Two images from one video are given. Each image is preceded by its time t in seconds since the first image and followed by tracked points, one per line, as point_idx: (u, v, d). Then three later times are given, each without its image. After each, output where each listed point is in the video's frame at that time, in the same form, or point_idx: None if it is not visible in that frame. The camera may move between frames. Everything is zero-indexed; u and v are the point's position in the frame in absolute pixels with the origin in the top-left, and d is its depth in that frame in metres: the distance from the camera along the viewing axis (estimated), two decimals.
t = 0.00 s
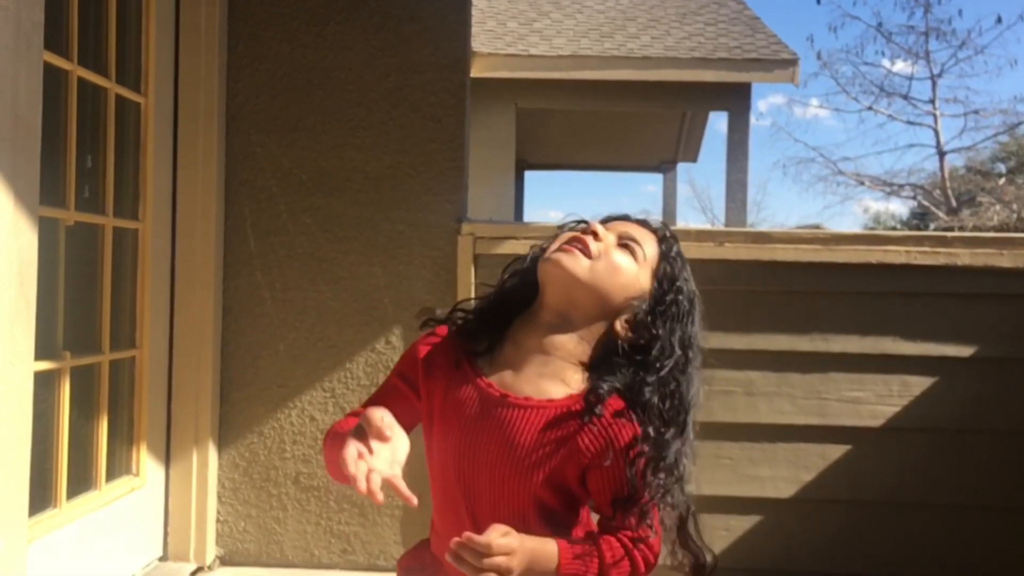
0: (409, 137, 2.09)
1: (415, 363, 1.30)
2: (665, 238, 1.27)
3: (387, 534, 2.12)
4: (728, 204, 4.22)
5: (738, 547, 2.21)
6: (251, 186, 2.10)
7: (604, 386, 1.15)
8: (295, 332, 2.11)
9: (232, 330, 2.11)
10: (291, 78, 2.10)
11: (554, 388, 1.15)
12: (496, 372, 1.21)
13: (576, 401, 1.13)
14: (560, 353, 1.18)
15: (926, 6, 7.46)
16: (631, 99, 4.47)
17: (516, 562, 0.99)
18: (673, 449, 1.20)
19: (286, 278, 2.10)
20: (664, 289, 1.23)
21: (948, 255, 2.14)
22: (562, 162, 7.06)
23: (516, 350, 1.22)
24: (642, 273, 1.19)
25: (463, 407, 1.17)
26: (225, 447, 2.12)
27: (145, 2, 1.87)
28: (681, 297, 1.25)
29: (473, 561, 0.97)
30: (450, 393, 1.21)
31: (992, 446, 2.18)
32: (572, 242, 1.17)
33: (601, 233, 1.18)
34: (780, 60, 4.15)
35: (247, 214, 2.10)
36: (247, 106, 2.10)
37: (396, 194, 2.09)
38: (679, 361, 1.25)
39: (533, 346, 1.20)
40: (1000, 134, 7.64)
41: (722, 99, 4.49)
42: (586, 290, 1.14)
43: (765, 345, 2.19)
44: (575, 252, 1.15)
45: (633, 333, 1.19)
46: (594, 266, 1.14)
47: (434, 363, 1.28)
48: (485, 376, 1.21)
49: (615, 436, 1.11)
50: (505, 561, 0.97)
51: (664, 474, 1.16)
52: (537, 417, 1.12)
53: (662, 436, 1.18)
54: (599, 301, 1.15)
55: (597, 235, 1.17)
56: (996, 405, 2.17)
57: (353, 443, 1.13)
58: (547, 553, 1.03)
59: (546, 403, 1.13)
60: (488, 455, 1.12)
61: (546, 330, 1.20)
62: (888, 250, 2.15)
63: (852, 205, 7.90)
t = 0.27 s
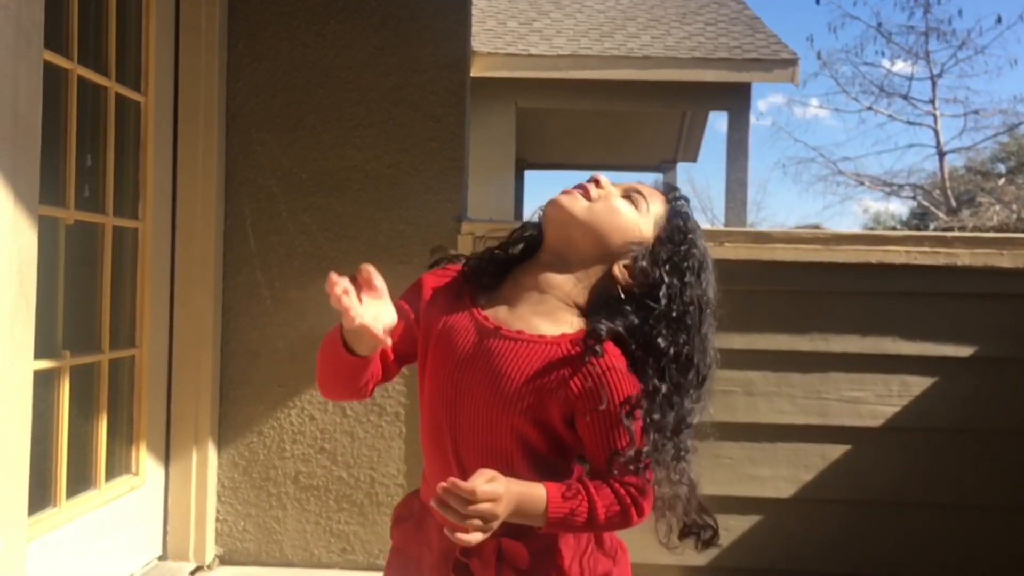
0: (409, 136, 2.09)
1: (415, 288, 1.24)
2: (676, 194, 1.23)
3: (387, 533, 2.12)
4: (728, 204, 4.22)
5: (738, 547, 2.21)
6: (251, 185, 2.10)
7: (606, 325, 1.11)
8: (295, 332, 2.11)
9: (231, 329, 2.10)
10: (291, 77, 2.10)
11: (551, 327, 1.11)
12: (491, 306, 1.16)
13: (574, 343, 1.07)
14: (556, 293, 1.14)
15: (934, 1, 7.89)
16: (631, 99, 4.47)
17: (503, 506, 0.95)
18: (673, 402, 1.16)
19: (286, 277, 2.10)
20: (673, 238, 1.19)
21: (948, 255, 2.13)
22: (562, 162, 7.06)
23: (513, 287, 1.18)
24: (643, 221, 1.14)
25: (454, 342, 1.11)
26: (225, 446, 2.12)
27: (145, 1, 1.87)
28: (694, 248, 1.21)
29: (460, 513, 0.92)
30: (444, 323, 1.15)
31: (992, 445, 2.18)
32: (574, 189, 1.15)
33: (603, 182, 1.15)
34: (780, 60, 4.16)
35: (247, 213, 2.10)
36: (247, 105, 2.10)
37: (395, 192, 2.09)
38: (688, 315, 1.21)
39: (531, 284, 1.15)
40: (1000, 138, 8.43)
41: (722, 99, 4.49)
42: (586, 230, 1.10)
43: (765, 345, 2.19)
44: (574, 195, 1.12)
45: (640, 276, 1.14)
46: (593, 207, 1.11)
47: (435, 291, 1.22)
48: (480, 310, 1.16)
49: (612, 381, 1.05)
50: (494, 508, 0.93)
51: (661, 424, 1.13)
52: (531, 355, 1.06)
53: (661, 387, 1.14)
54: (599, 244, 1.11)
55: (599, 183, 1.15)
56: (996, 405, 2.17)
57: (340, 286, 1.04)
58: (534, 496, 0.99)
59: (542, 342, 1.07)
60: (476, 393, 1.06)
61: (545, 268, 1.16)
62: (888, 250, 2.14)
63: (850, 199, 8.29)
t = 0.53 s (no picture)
0: (409, 136, 2.09)
1: (425, 230, 1.26)
2: (684, 156, 1.23)
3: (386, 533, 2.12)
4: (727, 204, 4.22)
5: (738, 548, 2.21)
6: (251, 184, 2.10)
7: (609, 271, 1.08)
8: (295, 331, 2.10)
9: (231, 329, 2.10)
10: (291, 77, 2.09)
11: (545, 271, 1.10)
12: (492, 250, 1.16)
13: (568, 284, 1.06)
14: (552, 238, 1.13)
15: (926, 7, 7.47)
16: (631, 99, 4.47)
17: (493, 448, 0.93)
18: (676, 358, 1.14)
19: (286, 276, 2.10)
20: (677, 193, 1.18)
21: (948, 256, 2.13)
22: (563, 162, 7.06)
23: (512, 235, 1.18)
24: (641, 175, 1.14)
25: (448, 280, 1.11)
26: (224, 446, 2.12)
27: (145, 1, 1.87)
28: (701, 206, 1.20)
29: (448, 457, 0.89)
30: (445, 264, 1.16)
31: (991, 445, 2.18)
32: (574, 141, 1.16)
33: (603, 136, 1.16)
34: (781, 61, 4.16)
35: (247, 213, 2.09)
36: (247, 105, 2.09)
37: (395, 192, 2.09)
38: (700, 273, 1.18)
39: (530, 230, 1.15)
40: (1000, 136, 8.03)
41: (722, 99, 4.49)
42: (583, 175, 1.10)
43: (765, 345, 2.19)
44: (572, 145, 1.13)
45: (644, 226, 1.12)
46: (589, 156, 1.11)
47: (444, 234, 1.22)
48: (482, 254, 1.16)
49: (603, 327, 1.04)
50: (483, 452, 0.91)
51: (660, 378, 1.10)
52: (523, 293, 1.06)
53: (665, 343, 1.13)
54: (597, 189, 1.11)
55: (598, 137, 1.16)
56: (995, 406, 2.17)
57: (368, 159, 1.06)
58: (522, 439, 0.97)
59: (536, 282, 1.07)
60: (464, 328, 1.06)
61: (545, 218, 1.16)
62: (887, 250, 2.14)
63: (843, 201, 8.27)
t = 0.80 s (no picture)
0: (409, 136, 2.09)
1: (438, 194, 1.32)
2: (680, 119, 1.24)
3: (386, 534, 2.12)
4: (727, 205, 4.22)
5: (738, 549, 2.21)
6: (251, 184, 2.10)
7: (610, 229, 1.10)
8: (295, 331, 2.11)
9: (231, 329, 2.10)
10: (291, 77, 2.09)
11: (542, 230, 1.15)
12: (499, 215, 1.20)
13: (559, 239, 1.09)
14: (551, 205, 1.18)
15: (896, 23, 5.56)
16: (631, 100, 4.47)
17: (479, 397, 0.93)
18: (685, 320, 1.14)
19: (287, 276, 2.10)
20: (678, 151, 1.19)
21: (947, 256, 2.13)
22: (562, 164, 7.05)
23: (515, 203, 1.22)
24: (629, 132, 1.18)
25: (448, 241, 1.15)
26: (224, 446, 2.12)
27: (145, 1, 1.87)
28: (707, 163, 1.20)
29: (429, 401, 0.90)
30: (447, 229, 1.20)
31: (991, 446, 2.19)
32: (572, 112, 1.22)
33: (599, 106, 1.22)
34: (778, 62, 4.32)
35: (247, 213, 2.09)
36: (247, 105, 2.10)
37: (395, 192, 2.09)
38: (707, 229, 1.19)
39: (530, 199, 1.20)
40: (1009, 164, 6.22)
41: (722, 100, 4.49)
42: (572, 139, 1.17)
43: (765, 345, 2.19)
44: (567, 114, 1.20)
45: (636, 185, 1.15)
46: (576, 123, 1.18)
47: (454, 201, 1.27)
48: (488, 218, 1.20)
49: (594, 280, 1.05)
50: (467, 400, 0.91)
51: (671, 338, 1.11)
52: (513, 247, 1.09)
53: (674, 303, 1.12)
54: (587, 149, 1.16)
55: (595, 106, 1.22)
56: (995, 406, 2.17)
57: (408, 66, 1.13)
58: (512, 389, 0.98)
59: (527, 237, 1.09)
60: (459, 283, 1.10)
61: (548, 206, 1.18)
62: (887, 251, 2.14)
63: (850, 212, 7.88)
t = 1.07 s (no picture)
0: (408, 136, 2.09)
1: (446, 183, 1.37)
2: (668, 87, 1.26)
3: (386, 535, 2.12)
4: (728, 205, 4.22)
5: (738, 550, 2.21)
6: (251, 185, 2.10)
7: (606, 196, 1.12)
8: (295, 332, 2.11)
9: (231, 330, 2.10)
10: (291, 78, 2.09)
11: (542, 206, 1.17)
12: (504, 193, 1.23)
13: (550, 210, 1.11)
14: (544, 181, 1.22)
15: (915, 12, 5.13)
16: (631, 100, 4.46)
17: (466, 348, 0.95)
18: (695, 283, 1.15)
19: (286, 277, 2.10)
20: (670, 116, 1.20)
21: (947, 257, 2.13)
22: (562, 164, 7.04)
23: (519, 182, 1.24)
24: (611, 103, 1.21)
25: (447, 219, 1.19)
26: (224, 447, 2.12)
27: (144, 2, 1.87)
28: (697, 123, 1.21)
29: (412, 340, 0.94)
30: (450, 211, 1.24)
31: (991, 447, 2.18)
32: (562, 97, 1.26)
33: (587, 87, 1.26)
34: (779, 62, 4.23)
35: (246, 213, 2.10)
36: (247, 106, 2.10)
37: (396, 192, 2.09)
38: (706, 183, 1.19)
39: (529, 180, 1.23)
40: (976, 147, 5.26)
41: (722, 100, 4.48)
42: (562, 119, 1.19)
43: (765, 346, 2.19)
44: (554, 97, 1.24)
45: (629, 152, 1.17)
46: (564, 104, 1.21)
47: (462, 187, 1.32)
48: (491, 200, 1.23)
49: (584, 246, 1.06)
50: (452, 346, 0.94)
51: (670, 306, 1.13)
52: (507, 216, 1.11)
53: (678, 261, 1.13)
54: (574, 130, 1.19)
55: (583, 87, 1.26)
56: (995, 408, 2.17)
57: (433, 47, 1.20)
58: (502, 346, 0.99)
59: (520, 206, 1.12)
60: (455, 253, 1.12)
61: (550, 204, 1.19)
62: (887, 252, 2.14)
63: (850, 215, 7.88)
